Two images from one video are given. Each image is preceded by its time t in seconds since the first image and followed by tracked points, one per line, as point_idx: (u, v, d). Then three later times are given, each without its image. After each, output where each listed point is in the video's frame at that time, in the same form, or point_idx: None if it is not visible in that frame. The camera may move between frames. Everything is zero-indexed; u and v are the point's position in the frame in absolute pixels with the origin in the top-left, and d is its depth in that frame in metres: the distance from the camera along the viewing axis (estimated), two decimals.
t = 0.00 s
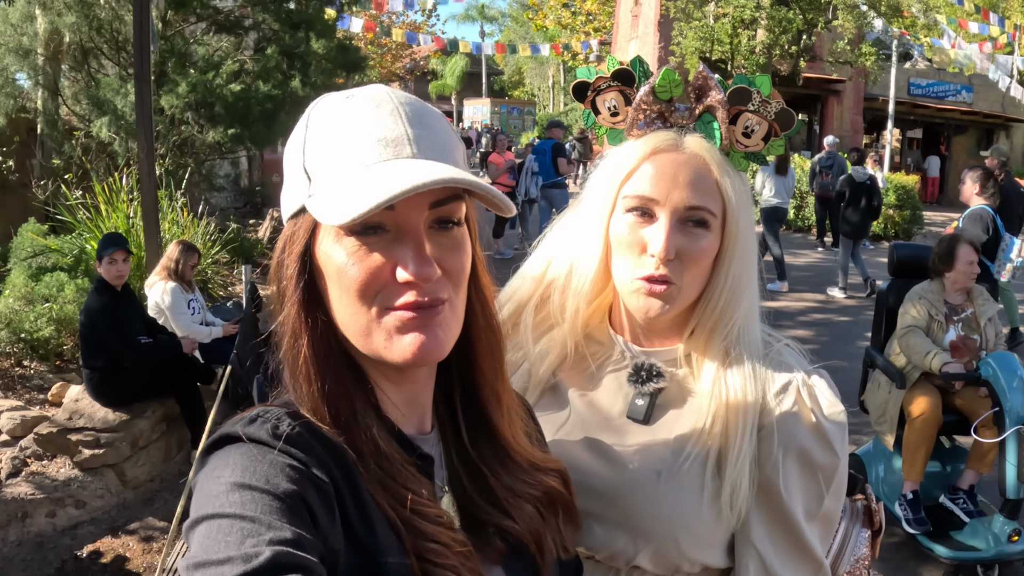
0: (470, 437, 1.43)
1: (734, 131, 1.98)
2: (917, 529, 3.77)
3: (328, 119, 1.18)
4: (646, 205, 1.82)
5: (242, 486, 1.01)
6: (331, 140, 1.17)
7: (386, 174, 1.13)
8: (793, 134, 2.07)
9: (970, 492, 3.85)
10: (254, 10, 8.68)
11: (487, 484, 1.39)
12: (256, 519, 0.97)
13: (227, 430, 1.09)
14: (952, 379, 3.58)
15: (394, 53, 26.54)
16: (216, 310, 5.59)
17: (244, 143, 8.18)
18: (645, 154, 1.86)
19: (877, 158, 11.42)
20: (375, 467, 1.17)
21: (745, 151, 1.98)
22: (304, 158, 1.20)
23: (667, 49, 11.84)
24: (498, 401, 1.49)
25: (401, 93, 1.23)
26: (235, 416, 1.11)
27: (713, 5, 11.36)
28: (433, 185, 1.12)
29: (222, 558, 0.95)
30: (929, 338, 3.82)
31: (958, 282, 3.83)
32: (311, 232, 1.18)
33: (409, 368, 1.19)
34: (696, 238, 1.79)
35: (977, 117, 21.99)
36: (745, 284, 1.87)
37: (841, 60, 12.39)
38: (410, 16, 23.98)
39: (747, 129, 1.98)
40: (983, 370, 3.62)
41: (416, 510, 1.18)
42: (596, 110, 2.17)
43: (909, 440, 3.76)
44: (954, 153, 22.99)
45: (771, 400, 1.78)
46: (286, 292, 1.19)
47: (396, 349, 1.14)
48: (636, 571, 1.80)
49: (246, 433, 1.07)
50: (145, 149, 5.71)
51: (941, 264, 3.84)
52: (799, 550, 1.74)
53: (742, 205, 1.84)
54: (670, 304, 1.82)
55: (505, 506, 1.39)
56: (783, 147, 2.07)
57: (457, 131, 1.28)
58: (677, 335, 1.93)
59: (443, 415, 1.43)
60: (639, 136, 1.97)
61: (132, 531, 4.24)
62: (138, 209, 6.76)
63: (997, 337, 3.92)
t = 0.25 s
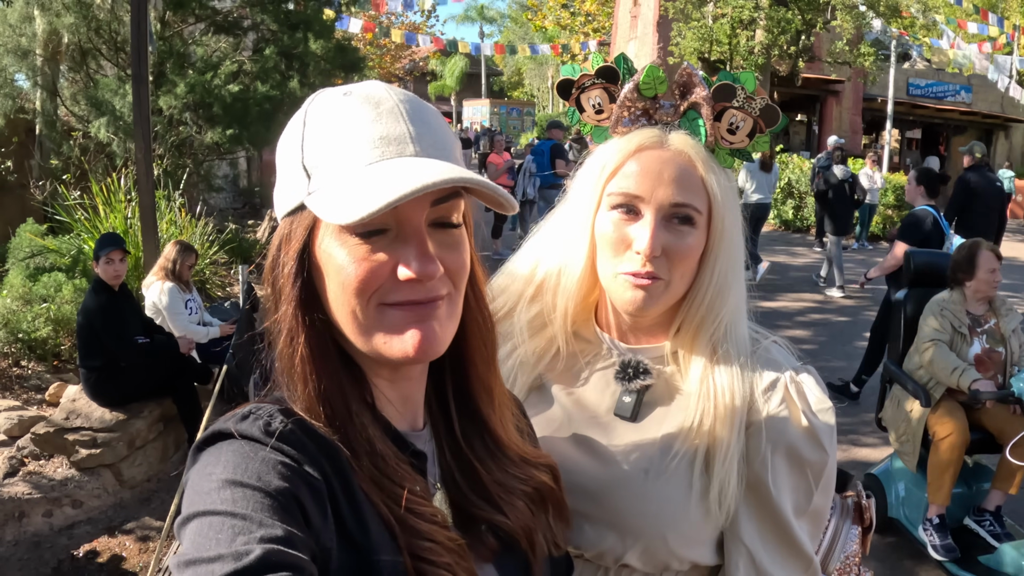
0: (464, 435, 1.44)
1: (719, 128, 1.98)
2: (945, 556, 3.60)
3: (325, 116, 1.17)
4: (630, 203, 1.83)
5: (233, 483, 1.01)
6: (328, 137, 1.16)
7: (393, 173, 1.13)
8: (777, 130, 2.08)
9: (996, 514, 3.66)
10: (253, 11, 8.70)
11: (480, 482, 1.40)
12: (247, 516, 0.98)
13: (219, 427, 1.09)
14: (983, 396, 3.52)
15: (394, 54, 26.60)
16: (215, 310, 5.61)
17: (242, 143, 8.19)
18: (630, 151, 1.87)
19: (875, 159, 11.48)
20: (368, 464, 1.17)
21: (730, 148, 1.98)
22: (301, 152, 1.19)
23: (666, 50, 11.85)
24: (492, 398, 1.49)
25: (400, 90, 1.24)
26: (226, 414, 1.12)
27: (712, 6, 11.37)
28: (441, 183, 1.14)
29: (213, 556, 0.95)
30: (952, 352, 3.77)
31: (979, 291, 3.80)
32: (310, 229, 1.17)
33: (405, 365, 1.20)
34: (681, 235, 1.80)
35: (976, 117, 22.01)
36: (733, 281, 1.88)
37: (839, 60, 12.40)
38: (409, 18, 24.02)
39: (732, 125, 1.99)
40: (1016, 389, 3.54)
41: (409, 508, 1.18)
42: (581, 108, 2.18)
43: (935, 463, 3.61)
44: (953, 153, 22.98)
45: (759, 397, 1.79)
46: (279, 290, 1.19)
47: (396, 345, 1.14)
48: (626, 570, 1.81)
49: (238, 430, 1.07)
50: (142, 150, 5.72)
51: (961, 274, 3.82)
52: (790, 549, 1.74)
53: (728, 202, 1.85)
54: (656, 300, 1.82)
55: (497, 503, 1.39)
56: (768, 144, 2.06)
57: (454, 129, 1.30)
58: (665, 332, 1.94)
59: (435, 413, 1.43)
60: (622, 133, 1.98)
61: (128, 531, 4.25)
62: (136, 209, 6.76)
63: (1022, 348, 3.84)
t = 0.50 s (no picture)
0: (458, 434, 1.44)
1: (710, 125, 2.00)
2: None
3: (318, 113, 1.18)
4: (621, 200, 1.83)
5: (226, 481, 1.01)
6: (321, 133, 1.17)
7: (382, 167, 1.13)
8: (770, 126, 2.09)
9: None
10: (252, 11, 8.72)
11: (472, 480, 1.40)
12: (241, 515, 0.98)
13: (212, 424, 1.10)
14: None
15: (393, 55, 26.64)
16: (213, 310, 5.62)
17: (241, 144, 8.20)
18: (621, 149, 1.87)
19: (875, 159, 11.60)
20: (362, 463, 1.18)
21: (722, 144, 2.00)
22: (293, 151, 1.20)
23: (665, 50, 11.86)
24: (488, 396, 1.50)
25: (392, 86, 1.23)
26: (220, 412, 1.12)
27: (711, 6, 11.38)
28: (429, 174, 1.13)
29: (207, 555, 0.95)
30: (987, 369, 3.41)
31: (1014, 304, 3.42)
32: (302, 226, 1.17)
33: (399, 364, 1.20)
34: (673, 232, 1.80)
35: (975, 118, 22.03)
36: (726, 278, 1.89)
37: (838, 61, 12.41)
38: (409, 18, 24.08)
39: (723, 121, 2.01)
40: None
41: (401, 508, 1.19)
42: (572, 105, 2.19)
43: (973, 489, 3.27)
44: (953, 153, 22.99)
45: (753, 396, 1.79)
46: (274, 286, 1.19)
47: (387, 347, 1.15)
48: (620, 569, 1.82)
49: (232, 428, 1.08)
50: (141, 150, 5.73)
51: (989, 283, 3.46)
52: (783, 549, 1.74)
53: (720, 199, 1.86)
54: (647, 297, 1.82)
55: (490, 502, 1.40)
56: (761, 139, 2.08)
57: (448, 125, 1.30)
58: (658, 329, 1.94)
59: (429, 412, 1.43)
60: (614, 131, 1.99)
61: (125, 530, 4.25)
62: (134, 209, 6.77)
63: None
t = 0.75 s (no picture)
0: (459, 433, 1.45)
1: (709, 128, 1.95)
2: None
3: (313, 113, 1.18)
4: (617, 205, 1.83)
5: (226, 482, 1.02)
6: (317, 132, 1.18)
7: (376, 164, 1.14)
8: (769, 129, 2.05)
9: None
10: (251, 11, 8.72)
11: (472, 480, 1.41)
12: (241, 516, 0.98)
13: (213, 424, 1.10)
14: None
15: (393, 55, 26.65)
16: (211, 310, 5.62)
17: (240, 144, 8.20)
18: (617, 152, 1.88)
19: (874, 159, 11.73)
20: (362, 463, 1.18)
21: (721, 147, 1.94)
22: (289, 151, 1.20)
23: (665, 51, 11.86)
24: (488, 394, 1.51)
25: (388, 85, 1.24)
26: (220, 411, 1.12)
27: (710, 7, 11.40)
28: (422, 173, 1.14)
29: (207, 556, 0.96)
30: None
31: None
32: (298, 226, 1.18)
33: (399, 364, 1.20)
34: (667, 237, 1.81)
35: (975, 119, 22.03)
36: (726, 282, 1.89)
37: (838, 61, 12.42)
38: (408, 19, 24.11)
39: (723, 125, 1.95)
40: None
41: (401, 508, 1.19)
42: (571, 107, 2.19)
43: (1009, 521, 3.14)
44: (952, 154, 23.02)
45: (754, 397, 1.80)
46: (271, 286, 1.20)
47: (386, 350, 1.15)
48: (621, 569, 1.82)
49: (232, 428, 1.08)
50: (140, 150, 5.73)
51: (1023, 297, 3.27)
52: (783, 549, 1.74)
53: (718, 203, 1.86)
54: (642, 301, 1.83)
55: (490, 503, 1.40)
56: (760, 144, 2.05)
57: (445, 124, 1.30)
58: (658, 331, 1.95)
59: (430, 412, 1.44)
60: (612, 133, 2.01)
61: (124, 530, 4.25)
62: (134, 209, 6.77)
63: None
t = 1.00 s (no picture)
0: (462, 428, 1.45)
1: (713, 126, 1.97)
2: None
3: (316, 108, 1.19)
4: (621, 202, 1.85)
5: (230, 476, 1.02)
6: (322, 126, 1.18)
7: (383, 161, 1.14)
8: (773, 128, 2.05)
9: None
10: (251, 11, 8.72)
11: (475, 475, 1.41)
12: (245, 510, 0.99)
13: (216, 419, 1.10)
14: None
15: (393, 56, 26.64)
16: (211, 310, 5.62)
17: (240, 144, 8.21)
18: (622, 149, 1.89)
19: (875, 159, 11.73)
20: (367, 459, 1.18)
21: (726, 146, 1.97)
22: (294, 147, 1.20)
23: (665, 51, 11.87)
24: (492, 389, 1.51)
25: (390, 81, 1.24)
26: (224, 406, 1.13)
27: (710, 8, 11.42)
28: (430, 172, 1.14)
29: (211, 551, 0.96)
30: None
31: None
32: (304, 223, 1.18)
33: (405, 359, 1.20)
34: (671, 233, 1.82)
35: (975, 120, 22.03)
36: (731, 280, 1.89)
37: (838, 62, 12.43)
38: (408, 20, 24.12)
39: (727, 123, 1.96)
40: None
41: (405, 504, 1.19)
42: (578, 105, 2.21)
43: None
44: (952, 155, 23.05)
45: (760, 394, 1.81)
46: (276, 283, 1.20)
47: (395, 339, 1.15)
48: (627, 566, 1.82)
49: (236, 423, 1.08)
50: (140, 150, 5.74)
51: None
52: (789, 545, 1.74)
53: (723, 201, 1.86)
54: (646, 298, 1.84)
55: (492, 498, 1.41)
56: (765, 142, 2.05)
57: (448, 118, 1.30)
58: (663, 329, 1.95)
59: (434, 408, 1.44)
60: (618, 131, 2.03)
61: (124, 529, 4.25)
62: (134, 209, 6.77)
63: None
